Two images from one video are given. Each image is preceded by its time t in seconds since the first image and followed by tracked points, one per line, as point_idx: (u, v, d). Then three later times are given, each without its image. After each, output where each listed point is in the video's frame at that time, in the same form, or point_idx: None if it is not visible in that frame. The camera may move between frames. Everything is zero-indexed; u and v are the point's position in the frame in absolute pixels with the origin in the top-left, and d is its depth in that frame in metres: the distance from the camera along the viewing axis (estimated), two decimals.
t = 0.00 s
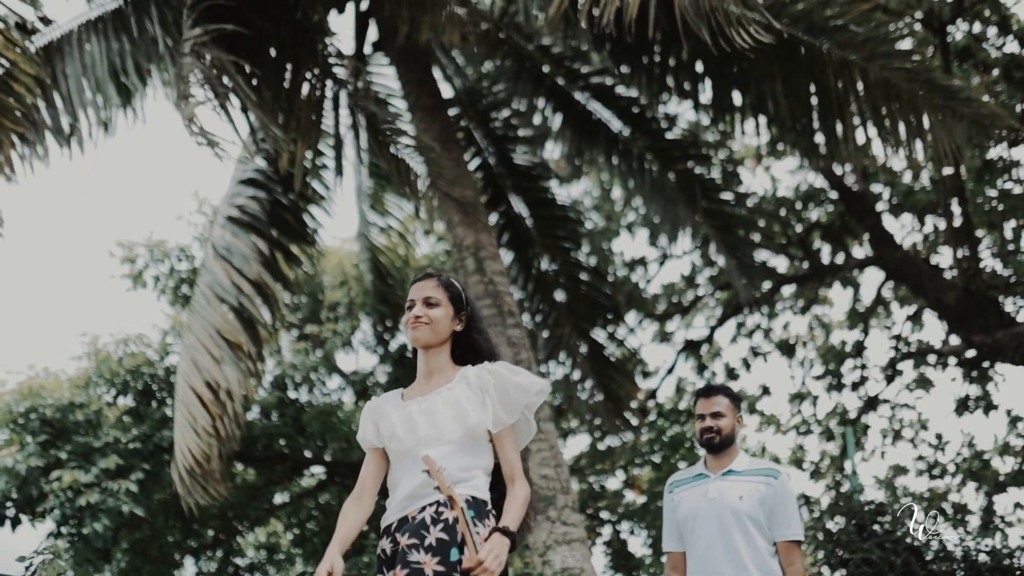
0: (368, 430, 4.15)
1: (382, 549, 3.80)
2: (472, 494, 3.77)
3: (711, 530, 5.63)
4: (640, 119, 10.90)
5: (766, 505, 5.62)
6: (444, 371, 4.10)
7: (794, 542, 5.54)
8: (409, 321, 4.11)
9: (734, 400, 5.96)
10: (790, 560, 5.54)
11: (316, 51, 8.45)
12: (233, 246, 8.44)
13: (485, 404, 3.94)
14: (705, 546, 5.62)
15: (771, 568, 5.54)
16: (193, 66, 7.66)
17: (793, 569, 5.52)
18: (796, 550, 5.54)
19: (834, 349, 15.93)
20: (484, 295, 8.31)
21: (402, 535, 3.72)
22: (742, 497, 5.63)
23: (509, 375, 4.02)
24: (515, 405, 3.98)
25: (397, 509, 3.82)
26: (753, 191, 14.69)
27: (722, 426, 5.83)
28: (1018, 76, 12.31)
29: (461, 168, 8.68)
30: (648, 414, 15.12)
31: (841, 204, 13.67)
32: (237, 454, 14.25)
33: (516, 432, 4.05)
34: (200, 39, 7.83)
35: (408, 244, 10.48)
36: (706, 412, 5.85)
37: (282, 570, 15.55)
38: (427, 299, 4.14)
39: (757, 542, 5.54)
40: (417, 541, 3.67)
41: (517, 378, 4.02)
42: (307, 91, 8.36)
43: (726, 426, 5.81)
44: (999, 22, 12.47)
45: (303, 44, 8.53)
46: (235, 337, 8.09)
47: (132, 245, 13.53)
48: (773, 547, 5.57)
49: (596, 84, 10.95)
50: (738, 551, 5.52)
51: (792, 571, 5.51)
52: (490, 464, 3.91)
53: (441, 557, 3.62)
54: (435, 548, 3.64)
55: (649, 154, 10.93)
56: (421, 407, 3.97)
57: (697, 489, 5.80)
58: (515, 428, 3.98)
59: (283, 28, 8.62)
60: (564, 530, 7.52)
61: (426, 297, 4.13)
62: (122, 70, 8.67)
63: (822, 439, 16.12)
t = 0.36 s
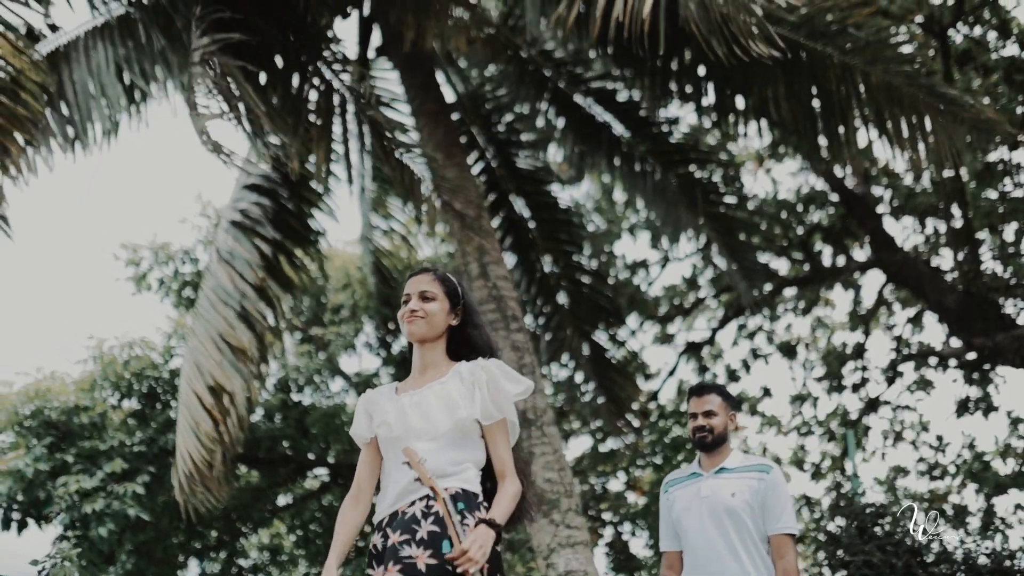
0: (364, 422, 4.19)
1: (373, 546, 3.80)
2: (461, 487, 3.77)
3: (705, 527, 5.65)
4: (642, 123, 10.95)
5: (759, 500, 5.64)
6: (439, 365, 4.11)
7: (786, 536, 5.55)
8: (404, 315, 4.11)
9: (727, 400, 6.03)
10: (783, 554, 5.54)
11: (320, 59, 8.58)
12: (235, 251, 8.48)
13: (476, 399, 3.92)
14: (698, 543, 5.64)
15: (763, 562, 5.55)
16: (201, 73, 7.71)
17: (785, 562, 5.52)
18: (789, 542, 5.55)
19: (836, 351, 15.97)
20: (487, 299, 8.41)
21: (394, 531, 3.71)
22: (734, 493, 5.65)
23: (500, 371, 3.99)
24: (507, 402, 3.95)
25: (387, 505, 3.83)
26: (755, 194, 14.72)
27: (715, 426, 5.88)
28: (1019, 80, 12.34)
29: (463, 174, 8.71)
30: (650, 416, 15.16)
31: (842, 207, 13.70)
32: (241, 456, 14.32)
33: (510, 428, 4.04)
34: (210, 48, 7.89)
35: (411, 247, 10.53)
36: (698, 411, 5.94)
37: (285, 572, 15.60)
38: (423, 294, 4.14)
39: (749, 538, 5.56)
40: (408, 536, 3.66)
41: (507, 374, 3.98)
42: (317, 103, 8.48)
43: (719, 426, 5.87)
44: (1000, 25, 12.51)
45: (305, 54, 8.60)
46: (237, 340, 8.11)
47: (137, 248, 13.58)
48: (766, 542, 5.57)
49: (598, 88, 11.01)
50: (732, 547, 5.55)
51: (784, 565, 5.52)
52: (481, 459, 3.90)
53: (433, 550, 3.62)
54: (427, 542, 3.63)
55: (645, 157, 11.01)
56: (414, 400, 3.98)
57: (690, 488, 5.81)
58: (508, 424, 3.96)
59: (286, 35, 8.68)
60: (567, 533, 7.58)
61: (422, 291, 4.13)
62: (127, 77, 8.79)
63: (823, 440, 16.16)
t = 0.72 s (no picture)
0: (362, 420, 4.18)
1: (368, 539, 3.79)
2: (459, 485, 3.75)
3: (698, 528, 5.68)
4: (644, 128, 11.02)
5: (750, 498, 5.66)
6: (433, 361, 4.13)
7: (779, 531, 5.50)
8: (400, 310, 4.15)
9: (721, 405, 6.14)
10: (775, 549, 5.49)
11: (325, 64, 8.61)
12: (240, 255, 8.48)
13: (469, 394, 3.91)
14: (692, 544, 5.67)
15: (756, 559, 5.54)
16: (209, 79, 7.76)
17: (776, 557, 5.47)
18: (780, 536, 5.49)
19: (837, 353, 16.01)
20: (491, 303, 8.47)
21: (391, 530, 3.69)
22: (726, 493, 5.68)
23: (493, 366, 3.97)
24: (500, 395, 3.92)
25: (386, 501, 3.81)
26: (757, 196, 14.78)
27: (706, 425, 5.97)
28: (1020, 82, 12.38)
29: (467, 178, 8.76)
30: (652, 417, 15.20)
31: (843, 210, 13.75)
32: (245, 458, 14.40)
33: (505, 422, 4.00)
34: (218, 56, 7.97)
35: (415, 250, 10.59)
36: (689, 412, 6.04)
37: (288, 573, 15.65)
38: (418, 289, 4.18)
39: (740, 536, 5.58)
40: (406, 536, 3.64)
41: (500, 368, 3.96)
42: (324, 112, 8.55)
43: (710, 426, 5.96)
44: (1002, 28, 12.54)
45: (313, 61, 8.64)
46: (241, 345, 8.14)
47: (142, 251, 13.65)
48: (758, 538, 5.57)
49: (600, 93, 11.08)
50: (724, 547, 5.58)
51: (775, 559, 5.46)
52: (477, 455, 3.87)
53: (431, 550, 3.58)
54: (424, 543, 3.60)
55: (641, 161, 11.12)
56: (408, 398, 3.97)
57: (684, 489, 5.86)
58: (502, 418, 3.93)
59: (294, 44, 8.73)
60: (572, 536, 7.62)
61: (417, 287, 4.17)
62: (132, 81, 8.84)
63: (824, 441, 16.19)
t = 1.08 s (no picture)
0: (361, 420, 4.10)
1: (367, 533, 3.75)
2: (461, 488, 3.68)
3: (691, 534, 5.73)
4: (646, 133, 11.08)
5: (742, 501, 5.71)
6: (432, 360, 4.07)
7: (771, 532, 5.52)
8: (397, 310, 4.10)
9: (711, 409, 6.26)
10: (768, 550, 5.51)
11: (328, 71, 8.66)
12: (245, 259, 8.56)
13: (468, 391, 3.84)
14: (687, 550, 5.71)
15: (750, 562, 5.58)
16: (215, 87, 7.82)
17: (768, 556, 5.50)
18: (771, 537, 5.52)
19: (839, 355, 16.04)
20: (496, 309, 8.40)
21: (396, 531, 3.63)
22: (719, 498, 5.73)
23: (492, 361, 3.92)
24: (498, 391, 3.86)
25: (387, 498, 3.78)
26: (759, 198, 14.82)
27: (697, 429, 6.08)
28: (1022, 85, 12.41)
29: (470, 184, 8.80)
30: (654, 419, 15.26)
31: (845, 213, 13.79)
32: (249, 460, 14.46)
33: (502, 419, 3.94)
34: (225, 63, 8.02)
35: (419, 254, 10.64)
36: (680, 417, 6.14)
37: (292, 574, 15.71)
38: (415, 288, 4.13)
39: (733, 540, 5.62)
40: (412, 541, 3.58)
41: (497, 363, 3.91)
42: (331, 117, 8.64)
43: (700, 430, 6.07)
44: (1004, 31, 12.57)
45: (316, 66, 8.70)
46: (246, 350, 8.21)
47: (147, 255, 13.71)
48: (750, 540, 5.62)
49: (603, 96, 11.25)
50: (718, 550, 5.63)
51: (767, 557, 5.50)
52: (477, 454, 3.80)
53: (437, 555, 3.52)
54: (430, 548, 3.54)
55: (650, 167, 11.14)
56: (406, 395, 3.89)
57: (677, 495, 5.91)
58: (502, 412, 3.85)
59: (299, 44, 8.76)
60: (576, 539, 7.68)
61: (414, 286, 4.13)
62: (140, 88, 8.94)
63: (826, 442, 16.23)
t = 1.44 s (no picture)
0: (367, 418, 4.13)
1: (367, 532, 3.78)
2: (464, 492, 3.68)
3: (685, 540, 5.79)
4: (649, 138, 11.18)
5: (733, 505, 5.75)
6: (433, 361, 4.06)
7: (762, 534, 5.55)
8: (396, 310, 4.08)
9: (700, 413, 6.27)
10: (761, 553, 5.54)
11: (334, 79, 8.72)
12: (251, 264, 8.62)
13: (469, 391, 3.84)
14: (680, 557, 5.78)
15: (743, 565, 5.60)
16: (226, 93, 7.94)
17: (759, 558, 5.48)
18: (762, 539, 5.54)
19: (841, 356, 16.08)
20: (501, 313, 8.61)
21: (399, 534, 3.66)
22: (711, 503, 5.79)
23: (493, 360, 3.91)
24: (500, 390, 3.85)
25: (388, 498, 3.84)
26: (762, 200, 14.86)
27: (686, 434, 6.10)
28: None
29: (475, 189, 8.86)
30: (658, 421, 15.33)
31: (848, 215, 13.82)
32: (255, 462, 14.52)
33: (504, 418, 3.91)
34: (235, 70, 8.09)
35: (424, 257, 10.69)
36: (670, 423, 6.19)
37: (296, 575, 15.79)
38: (413, 288, 4.11)
39: (725, 545, 5.67)
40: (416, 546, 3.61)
41: (499, 362, 3.90)
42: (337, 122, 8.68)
43: (689, 435, 6.08)
44: (1006, 35, 12.60)
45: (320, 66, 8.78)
46: (252, 353, 8.26)
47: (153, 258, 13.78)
48: (743, 543, 5.66)
49: (608, 102, 11.28)
50: (711, 556, 5.70)
51: (758, 559, 5.48)
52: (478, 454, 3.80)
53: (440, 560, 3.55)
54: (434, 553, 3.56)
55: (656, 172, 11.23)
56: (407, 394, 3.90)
57: (670, 502, 5.97)
58: (503, 410, 3.84)
59: (301, 41, 8.83)
60: (581, 542, 7.76)
61: (413, 286, 4.10)
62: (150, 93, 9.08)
63: (829, 443, 16.26)
